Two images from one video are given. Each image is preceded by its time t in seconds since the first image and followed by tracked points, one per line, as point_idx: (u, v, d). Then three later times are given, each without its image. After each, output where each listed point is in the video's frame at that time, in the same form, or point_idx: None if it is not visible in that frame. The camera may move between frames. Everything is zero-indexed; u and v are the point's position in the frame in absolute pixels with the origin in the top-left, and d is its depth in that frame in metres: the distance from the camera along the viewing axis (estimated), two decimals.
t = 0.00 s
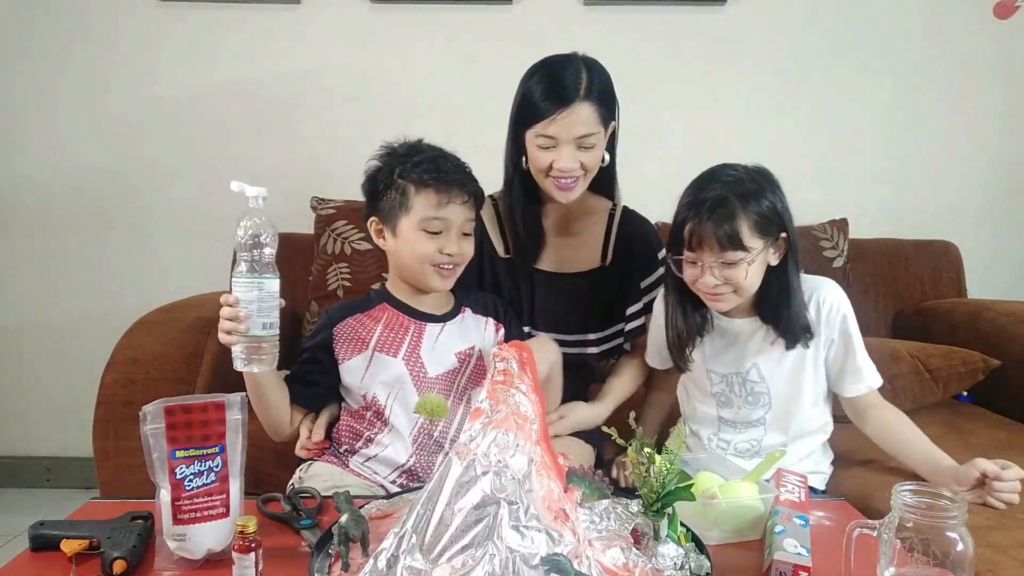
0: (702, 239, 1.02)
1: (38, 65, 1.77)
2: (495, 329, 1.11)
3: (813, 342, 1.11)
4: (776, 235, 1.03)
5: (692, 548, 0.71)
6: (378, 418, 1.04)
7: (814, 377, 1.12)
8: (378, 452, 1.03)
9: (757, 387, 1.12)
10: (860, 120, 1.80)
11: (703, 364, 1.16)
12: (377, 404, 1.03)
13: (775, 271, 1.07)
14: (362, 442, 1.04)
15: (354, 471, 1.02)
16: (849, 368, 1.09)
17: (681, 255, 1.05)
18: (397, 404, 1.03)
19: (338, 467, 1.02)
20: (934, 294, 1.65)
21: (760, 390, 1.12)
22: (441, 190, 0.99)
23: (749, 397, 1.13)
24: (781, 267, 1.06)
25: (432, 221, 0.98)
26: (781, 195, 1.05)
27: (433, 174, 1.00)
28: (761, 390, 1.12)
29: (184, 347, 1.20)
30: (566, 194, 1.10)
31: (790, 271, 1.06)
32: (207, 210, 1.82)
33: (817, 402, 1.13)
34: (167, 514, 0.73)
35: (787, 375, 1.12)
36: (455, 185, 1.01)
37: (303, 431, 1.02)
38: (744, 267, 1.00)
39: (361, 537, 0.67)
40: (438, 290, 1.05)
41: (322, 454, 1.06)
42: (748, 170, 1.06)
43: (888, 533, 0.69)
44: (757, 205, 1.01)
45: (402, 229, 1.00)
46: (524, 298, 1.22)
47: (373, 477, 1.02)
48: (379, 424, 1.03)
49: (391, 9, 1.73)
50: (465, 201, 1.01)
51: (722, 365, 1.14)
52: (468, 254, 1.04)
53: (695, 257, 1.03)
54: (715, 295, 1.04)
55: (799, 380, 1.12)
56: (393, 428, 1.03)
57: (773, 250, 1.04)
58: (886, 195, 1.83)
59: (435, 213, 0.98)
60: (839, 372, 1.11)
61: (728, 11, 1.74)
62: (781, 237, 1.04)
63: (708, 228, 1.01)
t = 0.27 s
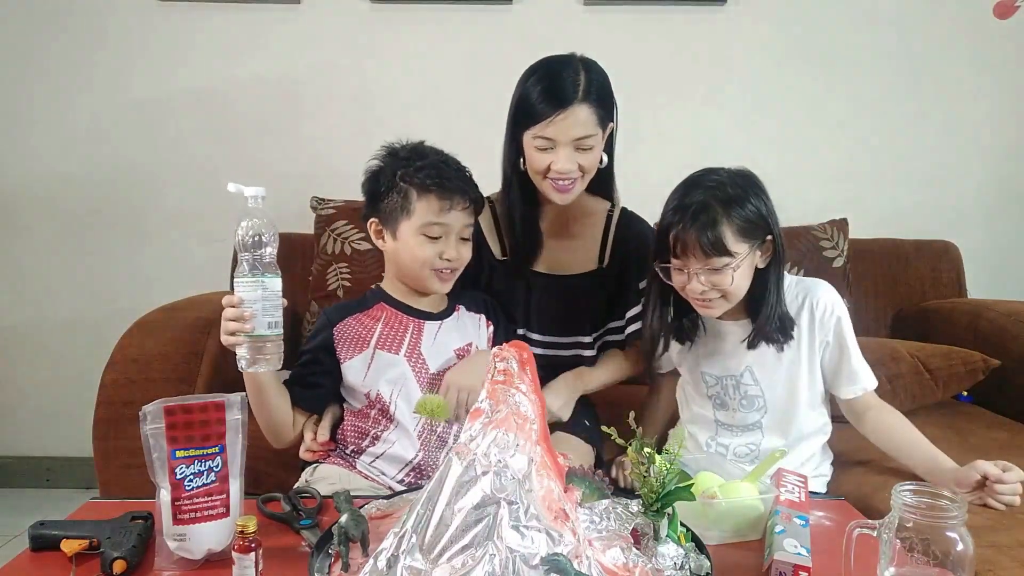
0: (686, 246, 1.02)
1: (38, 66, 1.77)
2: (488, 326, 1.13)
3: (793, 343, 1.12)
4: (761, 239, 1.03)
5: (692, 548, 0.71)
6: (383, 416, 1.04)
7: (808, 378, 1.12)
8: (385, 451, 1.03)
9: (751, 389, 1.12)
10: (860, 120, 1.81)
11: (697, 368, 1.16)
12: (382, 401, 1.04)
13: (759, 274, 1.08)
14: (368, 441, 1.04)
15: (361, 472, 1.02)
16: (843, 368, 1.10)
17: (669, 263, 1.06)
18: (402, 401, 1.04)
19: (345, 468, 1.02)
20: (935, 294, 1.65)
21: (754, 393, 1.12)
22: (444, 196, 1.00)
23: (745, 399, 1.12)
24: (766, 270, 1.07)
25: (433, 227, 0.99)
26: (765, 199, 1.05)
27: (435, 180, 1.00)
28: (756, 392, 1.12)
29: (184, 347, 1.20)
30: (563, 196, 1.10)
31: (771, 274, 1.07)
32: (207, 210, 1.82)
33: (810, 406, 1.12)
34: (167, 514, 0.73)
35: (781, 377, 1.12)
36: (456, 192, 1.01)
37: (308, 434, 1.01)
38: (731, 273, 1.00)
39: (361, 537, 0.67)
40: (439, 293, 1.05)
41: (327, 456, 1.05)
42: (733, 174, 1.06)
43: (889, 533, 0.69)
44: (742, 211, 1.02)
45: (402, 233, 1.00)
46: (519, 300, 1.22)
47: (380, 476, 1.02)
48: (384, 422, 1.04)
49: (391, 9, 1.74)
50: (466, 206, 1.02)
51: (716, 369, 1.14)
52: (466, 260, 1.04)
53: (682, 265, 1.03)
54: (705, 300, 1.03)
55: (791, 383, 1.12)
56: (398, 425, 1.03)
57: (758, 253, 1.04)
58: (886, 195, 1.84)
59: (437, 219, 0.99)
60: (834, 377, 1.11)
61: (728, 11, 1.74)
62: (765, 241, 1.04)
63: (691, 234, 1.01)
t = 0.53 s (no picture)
0: (692, 248, 1.01)
1: (38, 66, 1.77)
2: (493, 331, 1.14)
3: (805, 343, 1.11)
4: (765, 239, 1.03)
5: (692, 548, 0.71)
6: (386, 412, 1.04)
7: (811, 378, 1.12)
8: (388, 449, 1.02)
9: (754, 388, 1.12)
10: (860, 120, 1.81)
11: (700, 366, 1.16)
12: (385, 398, 1.03)
13: (764, 274, 1.08)
14: (372, 438, 1.03)
15: (364, 471, 1.01)
16: (847, 370, 1.10)
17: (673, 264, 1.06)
18: (405, 399, 1.03)
19: (349, 468, 1.01)
20: (935, 294, 1.65)
21: (757, 392, 1.12)
22: (449, 200, 0.99)
23: (747, 398, 1.12)
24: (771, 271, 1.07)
25: (438, 229, 0.98)
26: (769, 199, 1.05)
27: (443, 184, 1.00)
28: (759, 392, 1.12)
29: (184, 347, 1.20)
30: (562, 194, 1.09)
31: (781, 273, 1.06)
32: (206, 210, 1.82)
33: (811, 406, 1.13)
34: (167, 514, 0.73)
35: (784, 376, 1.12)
36: (462, 194, 1.01)
37: (310, 429, 1.00)
38: (736, 274, 1.00)
39: (361, 537, 0.67)
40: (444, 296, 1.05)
41: (330, 454, 1.04)
42: (737, 176, 1.06)
43: (889, 533, 0.69)
44: (746, 212, 1.02)
45: (409, 234, 1.00)
46: (517, 302, 1.22)
47: (384, 475, 1.01)
48: (387, 419, 1.03)
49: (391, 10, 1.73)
50: (472, 210, 1.02)
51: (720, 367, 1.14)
52: (473, 263, 1.03)
53: (688, 266, 1.03)
54: (710, 301, 1.03)
55: (794, 383, 1.12)
56: (400, 422, 1.03)
57: (763, 253, 1.04)
58: (886, 195, 1.83)
59: (442, 222, 0.98)
60: (836, 376, 1.11)
61: (728, 11, 1.74)
62: (770, 241, 1.04)
63: (696, 236, 1.01)
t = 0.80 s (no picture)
0: (691, 244, 1.02)
1: (37, 66, 1.77)
2: (492, 331, 1.14)
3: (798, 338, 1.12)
4: (763, 235, 1.04)
5: (692, 548, 0.72)
6: (385, 413, 1.04)
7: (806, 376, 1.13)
8: (388, 449, 1.02)
9: (751, 385, 1.13)
10: (860, 120, 1.81)
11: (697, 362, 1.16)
12: (384, 399, 1.03)
13: (761, 271, 1.08)
14: (372, 438, 1.03)
15: (365, 472, 1.01)
16: (841, 371, 1.10)
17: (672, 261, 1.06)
18: (404, 400, 1.03)
19: (350, 468, 1.01)
20: (934, 294, 1.65)
21: (753, 389, 1.12)
22: (456, 203, 0.99)
23: (744, 395, 1.13)
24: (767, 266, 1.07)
25: (443, 233, 0.98)
26: (767, 196, 1.06)
27: (449, 186, 1.00)
28: (755, 388, 1.12)
29: (184, 347, 1.20)
30: (568, 195, 1.08)
31: (776, 271, 1.07)
32: (206, 210, 1.82)
33: (807, 404, 1.13)
34: (167, 514, 0.73)
35: (781, 374, 1.12)
36: (468, 199, 1.01)
37: (309, 430, 1.00)
38: (734, 269, 1.00)
39: (361, 537, 0.67)
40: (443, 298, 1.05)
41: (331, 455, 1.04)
42: (735, 173, 1.06)
43: (889, 533, 0.69)
44: (744, 209, 1.02)
45: (412, 237, 1.01)
46: (511, 305, 1.19)
47: (385, 476, 1.01)
48: (387, 419, 1.03)
49: (391, 10, 1.73)
50: (478, 214, 1.01)
51: (717, 364, 1.15)
52: (476, 267, 1.03)
53: (687, 262, 1.03)
54: (709, 297, 1.03)
55: (790, 381, 1.12)
56: (400, 423, 1.03)
57: (760, 248, 1.05)
58: (886, 195, 1.84)
59: (447, 226, 0.98)
60: (831, 376, 1.12)
61: (727, 11, 1.74)
62: (768, 237, 1.05)
63: (695, 232, 1.01)
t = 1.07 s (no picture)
0: (688, 240, 1.03)
1: (38, 66, 1.77)
2: (486, 331, 1.13)
3: (795, 335, 1.12)
4: (761, 232, 1.04)
5: (692, 548, 0.72)
6: (381, 416, 1.04)
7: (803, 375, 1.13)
8: (387, 450, 1.02)
9: (747, 384, 1.13)
10: (860, 121, 1.81)
11: (694, 361, 1.16)
12: (380, 402, 1.03)
13: (758, 269, 1.08)
14: (370, 440, 1.03)
15: (365, 473, 1.01)
16: (837, 371, 1.10)
17: (670, 258, 1.07)
18: (400, 402, 1.03)
19: (349, 469, 1.01)
20: (934, 294, 1.65)
21: (749, 388, 1.13)
22: (446, 197, 1.00)
23: (741, 394, 1.13)
24: (765, 265, 1.08)
25: (436, 226, 0.98)
26: (765, 194, 1.06)
27: (438, 180, 1.00)
28: (752, 387, 1.13)
29: (184, 347, 1.20)
30: (570, 201, 1.07)
31: (773, 269, 1.07)
32: (206, 210, 1.83)
33: (804, 403, 1.13)
34: (167, 514, 0.73)
35: (779, 373, 1.12)
36: (459, 190, 1.01)
37: (308, 434, 1.00)
38: (731, 267, 1.01)
39: (361, 537, 0.67)
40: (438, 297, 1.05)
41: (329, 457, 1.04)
42: (734, 171, 1.07)
43: (889, 533, 0.70)
44: (742, 207, 1.03)
45: (404, 232, 1.00)
46: (507, 308, 1.18)
47: (385, 477, 1.01)
48: (384, 421, 1.03)
49: (391, 10, 1.74)
50: (469, 207, 1.02)
51: (714, 363, 1.15)
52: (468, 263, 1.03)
53: (684, 258, 1.04)
54: (707, 294, 1.04)
55: (786, 380, 1.12)
56: (398, 425, 1.03)
57: (759, 247, 1.05)
58: (886, 195, 1.84)
59: (439, 219, 0.98)
60: (828, 375, 1.12)
61: (728, 11, 1.74)
62: (766, 235, 1.05)
63: (692, 229, 1.02)
